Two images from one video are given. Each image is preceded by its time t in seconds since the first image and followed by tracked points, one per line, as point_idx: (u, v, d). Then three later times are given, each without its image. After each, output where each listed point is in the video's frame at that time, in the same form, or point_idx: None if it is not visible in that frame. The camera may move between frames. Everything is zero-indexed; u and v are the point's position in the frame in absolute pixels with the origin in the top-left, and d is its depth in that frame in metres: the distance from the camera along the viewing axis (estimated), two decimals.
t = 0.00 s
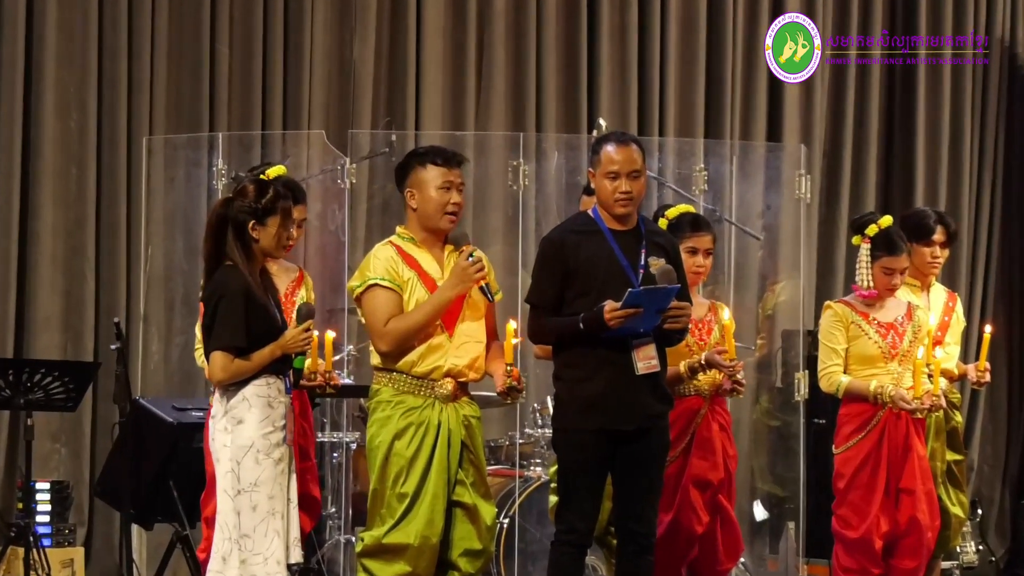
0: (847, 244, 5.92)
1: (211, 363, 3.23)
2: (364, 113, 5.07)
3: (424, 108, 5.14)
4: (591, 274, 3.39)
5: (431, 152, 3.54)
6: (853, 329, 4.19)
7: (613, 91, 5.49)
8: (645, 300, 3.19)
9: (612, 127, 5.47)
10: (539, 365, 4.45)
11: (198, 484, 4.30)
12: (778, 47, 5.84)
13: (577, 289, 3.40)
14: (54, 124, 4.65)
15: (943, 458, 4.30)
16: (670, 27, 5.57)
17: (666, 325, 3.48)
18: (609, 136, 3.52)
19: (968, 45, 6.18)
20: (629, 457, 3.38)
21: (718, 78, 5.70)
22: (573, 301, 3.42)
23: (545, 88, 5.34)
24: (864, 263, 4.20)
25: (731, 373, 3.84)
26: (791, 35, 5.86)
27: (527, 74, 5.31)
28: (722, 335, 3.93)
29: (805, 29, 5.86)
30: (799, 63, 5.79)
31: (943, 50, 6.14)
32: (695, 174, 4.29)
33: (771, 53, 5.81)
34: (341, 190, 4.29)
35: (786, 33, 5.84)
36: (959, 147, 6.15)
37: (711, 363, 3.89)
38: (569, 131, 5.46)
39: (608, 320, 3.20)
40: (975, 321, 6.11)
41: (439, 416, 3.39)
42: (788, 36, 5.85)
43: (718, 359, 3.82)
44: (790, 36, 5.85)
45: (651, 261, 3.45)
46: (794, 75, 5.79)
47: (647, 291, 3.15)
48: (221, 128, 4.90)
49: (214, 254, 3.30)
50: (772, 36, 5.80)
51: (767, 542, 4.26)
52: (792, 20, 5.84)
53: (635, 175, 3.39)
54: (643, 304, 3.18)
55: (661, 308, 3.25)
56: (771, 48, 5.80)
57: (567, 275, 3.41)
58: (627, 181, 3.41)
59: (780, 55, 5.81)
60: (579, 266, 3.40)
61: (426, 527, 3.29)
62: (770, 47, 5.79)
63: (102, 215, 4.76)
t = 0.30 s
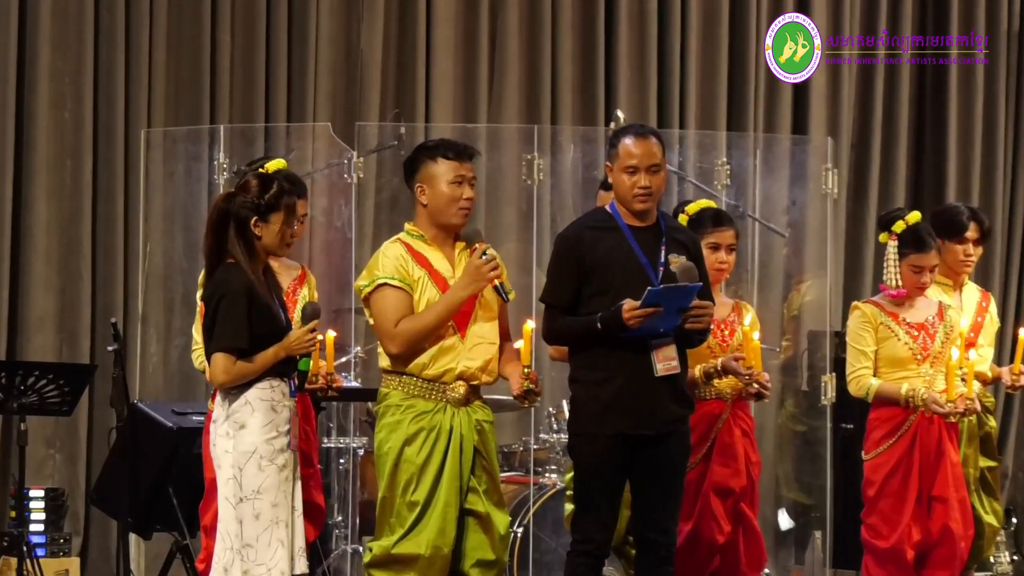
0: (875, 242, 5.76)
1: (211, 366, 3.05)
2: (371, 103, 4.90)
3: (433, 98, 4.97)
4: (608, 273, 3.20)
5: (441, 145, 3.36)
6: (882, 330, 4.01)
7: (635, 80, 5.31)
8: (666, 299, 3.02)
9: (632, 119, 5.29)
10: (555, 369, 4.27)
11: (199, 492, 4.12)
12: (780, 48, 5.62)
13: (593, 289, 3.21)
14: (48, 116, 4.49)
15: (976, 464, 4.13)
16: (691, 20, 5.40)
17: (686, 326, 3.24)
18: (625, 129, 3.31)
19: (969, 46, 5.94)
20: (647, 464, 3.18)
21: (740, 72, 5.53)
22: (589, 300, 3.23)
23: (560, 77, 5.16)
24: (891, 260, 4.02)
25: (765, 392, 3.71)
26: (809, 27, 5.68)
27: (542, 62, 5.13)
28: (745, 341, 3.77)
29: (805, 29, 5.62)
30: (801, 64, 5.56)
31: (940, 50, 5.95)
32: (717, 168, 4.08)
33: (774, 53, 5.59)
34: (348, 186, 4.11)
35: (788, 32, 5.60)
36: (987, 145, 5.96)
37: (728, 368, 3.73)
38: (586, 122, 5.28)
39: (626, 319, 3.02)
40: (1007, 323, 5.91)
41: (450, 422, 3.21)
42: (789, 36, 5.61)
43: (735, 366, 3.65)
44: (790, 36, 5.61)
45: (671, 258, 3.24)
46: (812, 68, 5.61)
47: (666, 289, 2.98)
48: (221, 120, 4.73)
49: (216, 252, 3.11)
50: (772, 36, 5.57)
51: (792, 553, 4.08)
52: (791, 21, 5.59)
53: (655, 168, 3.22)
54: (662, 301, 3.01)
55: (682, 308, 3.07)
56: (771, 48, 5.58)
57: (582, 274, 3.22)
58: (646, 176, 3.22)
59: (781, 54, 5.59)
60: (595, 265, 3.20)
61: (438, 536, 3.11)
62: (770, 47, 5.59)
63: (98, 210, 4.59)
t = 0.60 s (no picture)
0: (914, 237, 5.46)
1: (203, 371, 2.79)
2: (375, 91, 4.65)
3: (442, 85, 4.72)
4: (628, 272, 2.90)
5: (451, 136, 3.13)
6: (921, 333, 3.76)
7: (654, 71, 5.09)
8: (692, 301, 2.73)
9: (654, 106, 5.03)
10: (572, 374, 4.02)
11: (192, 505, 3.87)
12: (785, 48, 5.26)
13: (614, 288, 2.92)
14: (32, 104, 4.28)
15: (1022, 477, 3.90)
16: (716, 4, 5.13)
17: (713, 330, 2.90)
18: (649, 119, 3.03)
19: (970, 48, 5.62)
20: (670, 478, 2.90)
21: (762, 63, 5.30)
22: (608, 301, 2.94)
23: (577, 63, 4.91)
24: (930, 260, 3.76)
25: (795, 399, 3.47)
26: (833, 15, 5.42)
27: (558, 46, 4.88)
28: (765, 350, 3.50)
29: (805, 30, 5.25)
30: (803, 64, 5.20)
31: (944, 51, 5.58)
32: (745, 159, 3.83)
33: (781, 48, 5.24)
34: (350, 178, 3.88)
35: (794, 32, 5.21)
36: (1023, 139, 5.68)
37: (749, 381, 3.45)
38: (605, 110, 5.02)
39: (649, 323, 2.75)
40: None
41: (460, 431, 2.94)
42: (793, 37, 5.22)
43: (756, 377, 3.41)
44: (795, 36, 5.22)
45: (696, 256, 2.94)
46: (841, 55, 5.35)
47: (691, 292, 2.70)
48: (216, 108, 4.51)
49: (209, 249, 2.86)
50: (778, 32, 5.21)
51: (825, 570, 3.81)
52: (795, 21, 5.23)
53: (679, 161, 2.91)
54: (688, 305, 2.73)
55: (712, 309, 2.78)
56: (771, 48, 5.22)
57: (602, 271, 2.92)
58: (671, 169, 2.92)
59: (780, 54, 5.23)
60: (615, 263, 2.92)
61: (447, 554, 2.85)
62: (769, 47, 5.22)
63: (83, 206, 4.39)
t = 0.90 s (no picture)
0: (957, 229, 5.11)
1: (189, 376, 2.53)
2: (378, 76, 4.39)
3: (449, 70, 4.46)
4: (651, 271, 2.61)
5: (460, 122, 2.84)
6: (966, 336, 3.49)
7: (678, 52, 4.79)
8: (719, 302, 2.45)
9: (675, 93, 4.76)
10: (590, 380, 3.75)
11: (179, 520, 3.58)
12: (784, 48, 4.80)
13: (633, 289, 2.62)
14: (8, 89, 4.07)
15: None
16: None
17: (741, 334, 2.61)
18: (673, 105, 2.73)
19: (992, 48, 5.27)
20: (692, 491, 2.61)
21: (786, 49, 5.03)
22: (627, 301, 2.64)
23: (593, 46, 4.63)
24: (979, 254, 3.51)
25: (826, 408, 3.20)
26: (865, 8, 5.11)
27: (573, 29, 4.60)
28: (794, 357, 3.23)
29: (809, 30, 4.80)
30: (802, 65, 4.73)
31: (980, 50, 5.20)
32: (775, 149, 3.55)
33: (778, 51, 4.79)
34: (352, 170, 3.60)
35: (791, 32, 4.75)
36: None
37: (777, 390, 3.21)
38: (625, 97, 4.75)
39: (671, 328, 2.47)
40: None
41: (469, 439, 2.66)
42: (791, 36, 4.76)
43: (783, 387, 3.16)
44: (794, 37, 4.75)
45: (722, 254, 2.66)
46: (876, 53, 5.03)
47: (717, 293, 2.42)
48: (205, 94, 4.28)
49: (195, 246, 2.59)
50: (775, 34, 4.77)
51: None
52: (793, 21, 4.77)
53: (705, 150, 2.61)
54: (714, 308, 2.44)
55: (741, 311, 2.50)
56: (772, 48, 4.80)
57: (622, 268, 2.62)
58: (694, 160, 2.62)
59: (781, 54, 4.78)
60: (635, 263, 2.61)
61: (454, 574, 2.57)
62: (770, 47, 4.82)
63: (64, 200, 4.19)
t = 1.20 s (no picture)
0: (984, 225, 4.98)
1: (184, 380, 2.41)
2: (384, 68, 4.26)
3: (457, 60, 4.32)
4: (666, 270, 2.46)
5: (466, 117, 2.70)
6: (995, 337, 3.36)
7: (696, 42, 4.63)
8: (737, 302, 2.31)
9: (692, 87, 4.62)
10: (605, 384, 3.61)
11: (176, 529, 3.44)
12: (782, 48, 4.58)
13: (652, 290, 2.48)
14: None
15: None
16: None
17: (759, 335, 2.43)
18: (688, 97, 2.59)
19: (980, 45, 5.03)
20: (715, 498, 2.45)
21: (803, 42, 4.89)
22: (640, 303, 2.50)
23: (607, 39, 4.51)
24: (1002, 247, 3.39)
25: (851, 414, 3.09)
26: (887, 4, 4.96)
27: (586, 17, 4.46)
28: (817, 362, 3.06)
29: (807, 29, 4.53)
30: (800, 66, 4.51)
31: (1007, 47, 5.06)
32: (796, 142, 3.44)
33: (778, 51, 4.57)
34: (356, 164, 3.49)
35: (791, 32, 4.52)
36: None
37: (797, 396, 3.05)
38: (640, 89, 4.61)
39: (686, 328, 2.33)
40: None
41: (478, 445, 2.52)
42: (789, 36, 4.53)
43: (801, 393, 3.03)
44: (792, 36, 4.52)
45: (741, 253, 2.50)
46: (899, 53, 4.90)
47: (734, 292, 2.28)
48: (204, 86, 4.16)
49: (191, 245, 2.47)
50: (775, 34, 4.56)
51: None
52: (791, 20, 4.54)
53: (717, 145, 2.48)
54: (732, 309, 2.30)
55: (758, 312, 2.36)
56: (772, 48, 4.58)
57: (639, 268, 2.49)
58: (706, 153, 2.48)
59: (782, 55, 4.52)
60: (653, 262, 2.47)
61: None
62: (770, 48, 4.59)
63: (58, 195, 4.06)
